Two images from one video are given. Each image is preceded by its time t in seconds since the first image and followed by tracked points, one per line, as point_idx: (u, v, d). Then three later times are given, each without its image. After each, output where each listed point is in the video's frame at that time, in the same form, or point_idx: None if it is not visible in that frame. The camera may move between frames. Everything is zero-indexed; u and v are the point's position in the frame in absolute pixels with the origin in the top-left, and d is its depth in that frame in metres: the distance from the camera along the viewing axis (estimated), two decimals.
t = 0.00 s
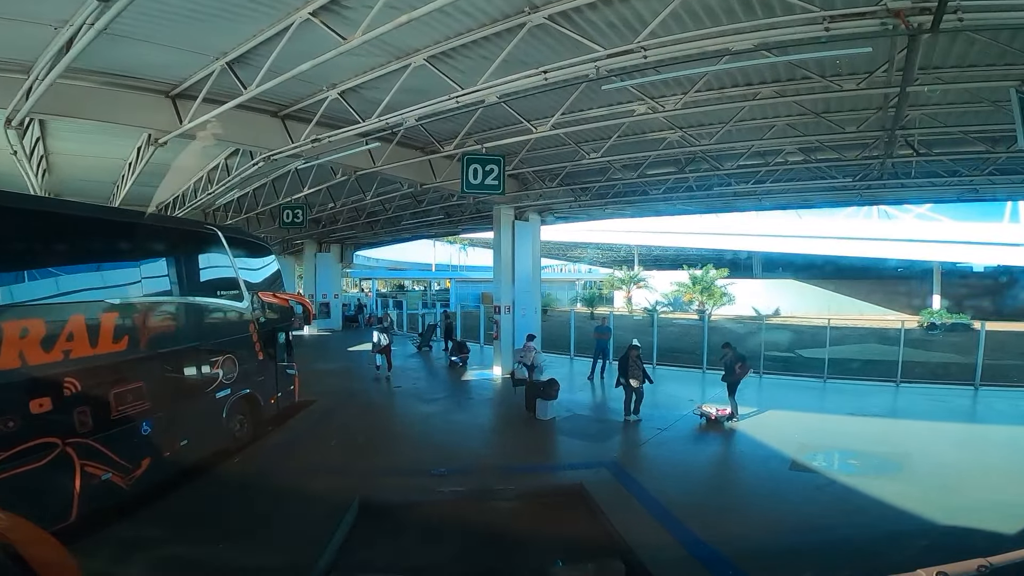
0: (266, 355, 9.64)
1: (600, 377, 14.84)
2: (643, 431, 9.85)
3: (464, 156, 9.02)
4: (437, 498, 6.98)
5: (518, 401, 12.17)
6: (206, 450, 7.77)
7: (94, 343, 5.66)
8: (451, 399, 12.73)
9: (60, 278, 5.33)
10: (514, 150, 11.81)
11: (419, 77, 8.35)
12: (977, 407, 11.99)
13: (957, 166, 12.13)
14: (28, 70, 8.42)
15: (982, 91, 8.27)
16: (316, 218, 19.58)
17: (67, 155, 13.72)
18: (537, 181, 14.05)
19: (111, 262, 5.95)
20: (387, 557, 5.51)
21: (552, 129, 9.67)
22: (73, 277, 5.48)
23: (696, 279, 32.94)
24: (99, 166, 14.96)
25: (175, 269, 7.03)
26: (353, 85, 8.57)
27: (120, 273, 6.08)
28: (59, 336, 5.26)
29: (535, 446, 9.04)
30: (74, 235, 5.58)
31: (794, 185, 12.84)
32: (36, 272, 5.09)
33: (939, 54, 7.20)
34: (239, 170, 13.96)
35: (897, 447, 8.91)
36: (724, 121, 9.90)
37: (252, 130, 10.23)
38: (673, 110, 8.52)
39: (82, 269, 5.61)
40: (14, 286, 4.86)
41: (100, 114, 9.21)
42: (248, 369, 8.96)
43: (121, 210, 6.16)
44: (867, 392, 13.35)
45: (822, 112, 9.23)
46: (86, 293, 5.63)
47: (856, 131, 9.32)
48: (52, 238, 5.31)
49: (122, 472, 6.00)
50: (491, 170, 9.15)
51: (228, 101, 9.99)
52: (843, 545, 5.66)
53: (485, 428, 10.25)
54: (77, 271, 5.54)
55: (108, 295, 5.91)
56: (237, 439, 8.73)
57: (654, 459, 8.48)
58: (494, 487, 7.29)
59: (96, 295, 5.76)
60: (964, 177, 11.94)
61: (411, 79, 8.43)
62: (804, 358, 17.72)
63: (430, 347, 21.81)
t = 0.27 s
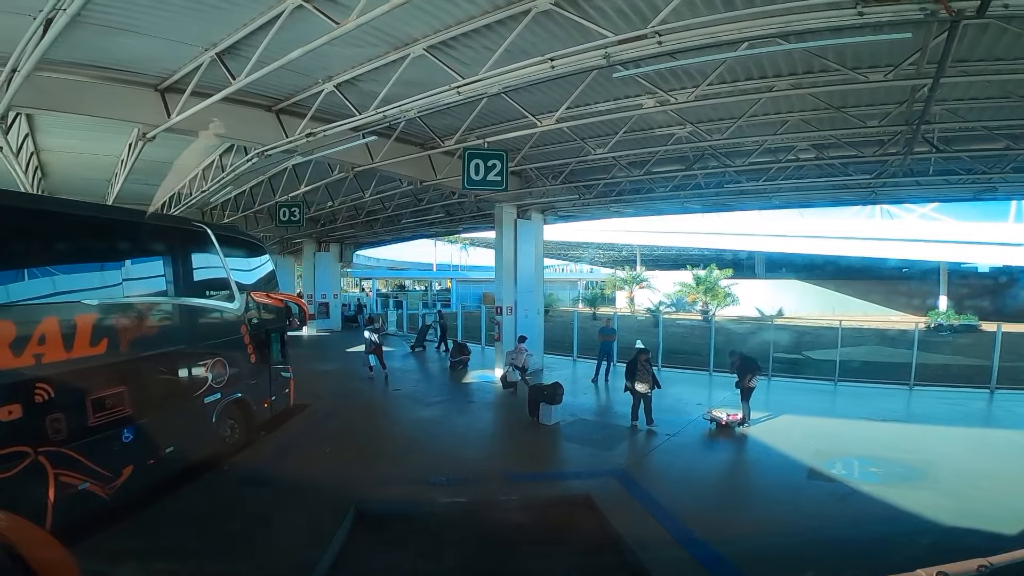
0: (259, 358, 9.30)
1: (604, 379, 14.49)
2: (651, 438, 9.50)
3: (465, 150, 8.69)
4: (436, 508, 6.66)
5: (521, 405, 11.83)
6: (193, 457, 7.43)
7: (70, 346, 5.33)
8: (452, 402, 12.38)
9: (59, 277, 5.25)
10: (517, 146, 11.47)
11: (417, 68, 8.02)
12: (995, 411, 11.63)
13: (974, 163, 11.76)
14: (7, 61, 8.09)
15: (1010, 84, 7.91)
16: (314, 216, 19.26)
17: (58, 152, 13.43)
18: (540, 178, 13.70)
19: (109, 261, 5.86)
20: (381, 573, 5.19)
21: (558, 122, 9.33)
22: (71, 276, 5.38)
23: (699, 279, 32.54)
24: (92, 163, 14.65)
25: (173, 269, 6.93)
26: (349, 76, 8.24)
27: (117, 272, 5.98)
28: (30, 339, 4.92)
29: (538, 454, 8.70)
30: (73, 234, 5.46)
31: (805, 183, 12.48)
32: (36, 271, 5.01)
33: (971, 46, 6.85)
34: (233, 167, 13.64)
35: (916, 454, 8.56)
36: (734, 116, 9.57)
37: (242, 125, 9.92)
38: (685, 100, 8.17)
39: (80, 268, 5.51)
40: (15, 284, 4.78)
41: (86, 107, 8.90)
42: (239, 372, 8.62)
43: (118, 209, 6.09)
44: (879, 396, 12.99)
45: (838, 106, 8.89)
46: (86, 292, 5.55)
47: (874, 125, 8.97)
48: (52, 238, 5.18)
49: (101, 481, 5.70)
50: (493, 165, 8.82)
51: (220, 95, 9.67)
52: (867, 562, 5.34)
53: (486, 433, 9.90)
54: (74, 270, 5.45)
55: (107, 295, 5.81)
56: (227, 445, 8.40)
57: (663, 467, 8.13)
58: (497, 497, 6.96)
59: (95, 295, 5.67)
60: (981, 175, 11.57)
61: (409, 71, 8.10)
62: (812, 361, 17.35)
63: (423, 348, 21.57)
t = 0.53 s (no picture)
0: (252, 362, 8.97)
1: (609, 382, 14.15)
2: (659, 444, 9.16)
3: (466, 145, 8.37)
4: (434, 521, 6.33)
5: (523, 410, 11.48)
6: (179, 466, 7.12)
7: (41, 350, 4.99)
8: (453, 406, 12.05)
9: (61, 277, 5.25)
10: (520, 142, 11.13)
11: (414, 59, 7.69)
12: (1011, 414, 11.30)
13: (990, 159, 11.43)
14: None
15: None
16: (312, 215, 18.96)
17: (49, 149, 13.14)
18: (543, 176, 13.36)
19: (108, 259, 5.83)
20: None
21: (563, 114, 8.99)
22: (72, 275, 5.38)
23: (702, 280, 32.08)
24: (83, 160, 14.36)
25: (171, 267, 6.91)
26: (345, 68, 7.93)
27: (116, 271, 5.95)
28: None
29: (541, 462, 8.37)
30: (73, 235, 5.45)
31: (816, 181, 12.13)
32: (35, 270, 4.99)
33: (1002, 39, 6.54)
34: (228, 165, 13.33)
35: (937, 461, 8.21)
36: (747, 110, 9.24)
37: (232, 120, 9.60)
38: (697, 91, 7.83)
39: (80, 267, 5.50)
40: (16, 284, 4.77)
41: (71, 102, 8.60)
42: (231, 377, 8.29)
43: (118, 208, 6.08)
44: (892, 400, 12.63)
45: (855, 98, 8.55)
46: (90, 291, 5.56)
47: (892, 120, 8.64)
48: (51, 238, 5.18)
49: (78, 491, 5.40)
50: (495, 161, 8.49)
51: (210, 89, 9.35)
52: None
53: (488, 440, 9.57)
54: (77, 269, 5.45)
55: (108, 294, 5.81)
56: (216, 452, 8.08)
57: (673, 475, 7.81)
58: (498, 511, 6.60)
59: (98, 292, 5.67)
60: (997, 172, 11.25)
61: (406, 63, 7.77)
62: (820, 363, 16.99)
63: (418, 349, 21.35)
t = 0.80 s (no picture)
0: (244, 365, 8.65)
1: (613, 384, 13.82)
2: (667, 450, 8.83)
3: (466, 139, 8.05)
4: (432, 534, 6.01)
5: (525, 414, 11.16)
6: (164, 474, 6.83)
7: (10, 355, 4.66)
8: (453, 410, 11.72)
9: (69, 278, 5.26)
10: (522, 136, 10.81)
11: (411, 49, 7.36)
12: None
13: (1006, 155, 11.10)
14: None
15: None
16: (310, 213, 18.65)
17: (40, 147, 12.85)
18: (547, 172, 13.02)
19: (114, 258, 5.83)
20: None
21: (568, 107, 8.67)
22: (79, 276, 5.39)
23: (705, 279, 31.75)
24: (74, 158, 14.07)
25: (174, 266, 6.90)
26: (339, 60, 7.63)
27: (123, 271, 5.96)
28: None
29: (544, 470, 8.04)
30: (74, 236, 5.40)
31: (828, 178, 11.79)
32: (39, 271, 4.99)
33: None
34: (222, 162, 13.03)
35: (960, 467, 7.86)
36: (759, 103, 8.91)
37: (222, 115, 9.29)
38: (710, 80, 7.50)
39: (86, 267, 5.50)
40: (19, 284, 4.76)
41: (54, 96, 8.30)
42: (220, 380, 7.98)
43: (118, 208, 6.03)
44: (905, 402, 12.29)
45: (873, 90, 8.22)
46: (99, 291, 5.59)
47: (911, 113, 8.31)
48: (52, 238, 5.13)
49: (54, 502, 5.13)
50: (496, 156, 8.17)
51: (199, 83, 9.03)
52: None
53: (489, 446, 9.24)
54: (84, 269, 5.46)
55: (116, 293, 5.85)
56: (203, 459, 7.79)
57: (682, 484, 7.49)
58: (501, 522, 6.27)
59: (105, 292, 5.69)
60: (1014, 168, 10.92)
61: (403, 54, 7.47)
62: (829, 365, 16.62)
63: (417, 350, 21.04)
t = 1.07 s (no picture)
0: (235, 368, 8.37)
1: (618, 386, 13.53)
2: (675, 456, 8.55)
3: (467, 133, 7.76)
4: (430, 546, 5.73)
5: (528, 419, 10.87)
6: (150, 482, 6.55)
7: None
8: (454, 414, 11.44)
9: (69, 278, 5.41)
10: (525, 131, 10.52)
11: (408, 40, 7.08)
12: None
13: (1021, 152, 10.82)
14: None
15: None
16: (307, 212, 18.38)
17: (31, 145, 12.58)
18: (550, 170, 12.72)
19: (114, 258, 6.00)
20: None
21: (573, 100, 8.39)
22: (80, 275, 5.55)
23: (708, 279, 31.48)
24: (66, 156, 13.81)
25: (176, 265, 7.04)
26: (333, 52, 7.34)
27: (124, 270, 6.14)
28: None
29: (547, 478, 7.75)
30: (74, 237, 5.59)
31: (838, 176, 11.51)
32: (41, 271, 5.13)
33: None
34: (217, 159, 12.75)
35: (981, 474, 7.58)
36: (770, 97, 8.64)
37: (212, 110, 8.99)
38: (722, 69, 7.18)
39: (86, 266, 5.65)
40: (22, 284, 4.91)
41: (39, 91, 8.04)
42: (210, 384, 7.70)
43: (114, 208, 6.20)
44: (917, 405, 12.00)
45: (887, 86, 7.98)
46: (101, 291, 5.80)
47: (927, 107, 8.04)
48: (51, 239, 5.31)
49: (28, 514, 4.87)
50: (497, 151, 7.88)
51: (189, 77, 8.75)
52: None
53: (491, 452, 8.95)
54: (86, 269, 5.64)
55: (119, 292, 6.04)
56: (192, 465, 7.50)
57: (692, 491, 7.20)
58: (504, 534, 5.98)
59: (106, 291, 5.87)
60: None
61: (399, 46, 7.18)
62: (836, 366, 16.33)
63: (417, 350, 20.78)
